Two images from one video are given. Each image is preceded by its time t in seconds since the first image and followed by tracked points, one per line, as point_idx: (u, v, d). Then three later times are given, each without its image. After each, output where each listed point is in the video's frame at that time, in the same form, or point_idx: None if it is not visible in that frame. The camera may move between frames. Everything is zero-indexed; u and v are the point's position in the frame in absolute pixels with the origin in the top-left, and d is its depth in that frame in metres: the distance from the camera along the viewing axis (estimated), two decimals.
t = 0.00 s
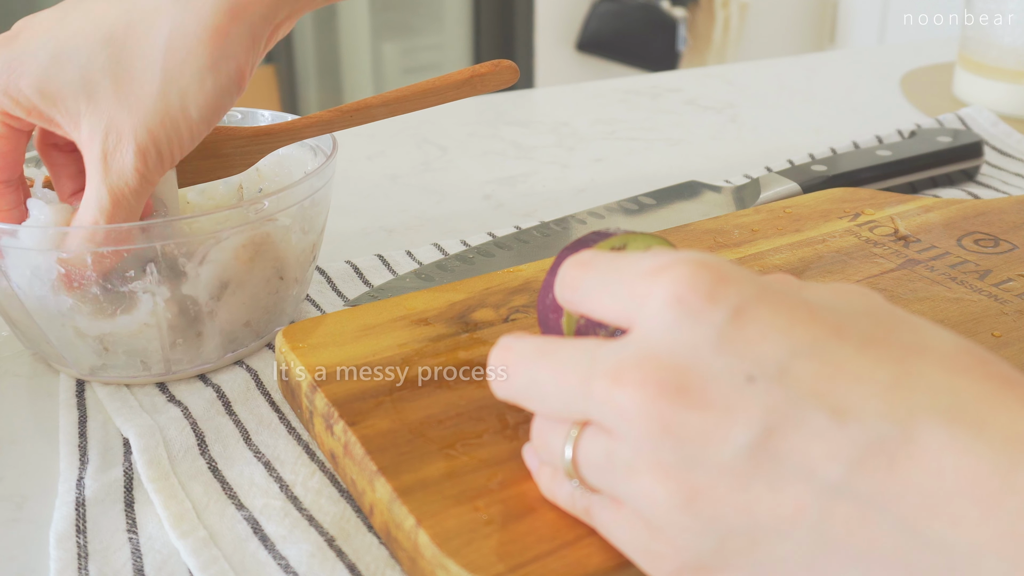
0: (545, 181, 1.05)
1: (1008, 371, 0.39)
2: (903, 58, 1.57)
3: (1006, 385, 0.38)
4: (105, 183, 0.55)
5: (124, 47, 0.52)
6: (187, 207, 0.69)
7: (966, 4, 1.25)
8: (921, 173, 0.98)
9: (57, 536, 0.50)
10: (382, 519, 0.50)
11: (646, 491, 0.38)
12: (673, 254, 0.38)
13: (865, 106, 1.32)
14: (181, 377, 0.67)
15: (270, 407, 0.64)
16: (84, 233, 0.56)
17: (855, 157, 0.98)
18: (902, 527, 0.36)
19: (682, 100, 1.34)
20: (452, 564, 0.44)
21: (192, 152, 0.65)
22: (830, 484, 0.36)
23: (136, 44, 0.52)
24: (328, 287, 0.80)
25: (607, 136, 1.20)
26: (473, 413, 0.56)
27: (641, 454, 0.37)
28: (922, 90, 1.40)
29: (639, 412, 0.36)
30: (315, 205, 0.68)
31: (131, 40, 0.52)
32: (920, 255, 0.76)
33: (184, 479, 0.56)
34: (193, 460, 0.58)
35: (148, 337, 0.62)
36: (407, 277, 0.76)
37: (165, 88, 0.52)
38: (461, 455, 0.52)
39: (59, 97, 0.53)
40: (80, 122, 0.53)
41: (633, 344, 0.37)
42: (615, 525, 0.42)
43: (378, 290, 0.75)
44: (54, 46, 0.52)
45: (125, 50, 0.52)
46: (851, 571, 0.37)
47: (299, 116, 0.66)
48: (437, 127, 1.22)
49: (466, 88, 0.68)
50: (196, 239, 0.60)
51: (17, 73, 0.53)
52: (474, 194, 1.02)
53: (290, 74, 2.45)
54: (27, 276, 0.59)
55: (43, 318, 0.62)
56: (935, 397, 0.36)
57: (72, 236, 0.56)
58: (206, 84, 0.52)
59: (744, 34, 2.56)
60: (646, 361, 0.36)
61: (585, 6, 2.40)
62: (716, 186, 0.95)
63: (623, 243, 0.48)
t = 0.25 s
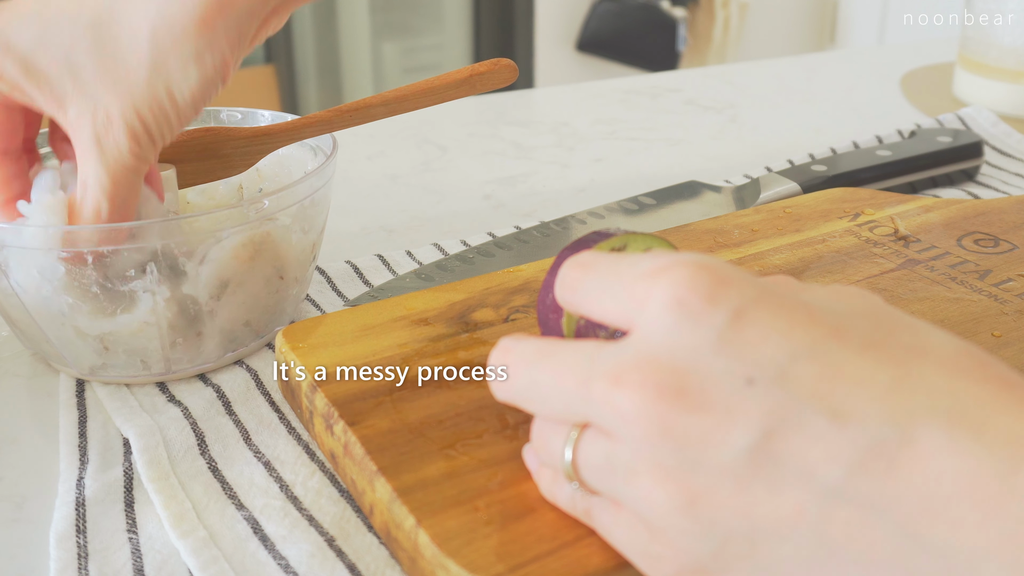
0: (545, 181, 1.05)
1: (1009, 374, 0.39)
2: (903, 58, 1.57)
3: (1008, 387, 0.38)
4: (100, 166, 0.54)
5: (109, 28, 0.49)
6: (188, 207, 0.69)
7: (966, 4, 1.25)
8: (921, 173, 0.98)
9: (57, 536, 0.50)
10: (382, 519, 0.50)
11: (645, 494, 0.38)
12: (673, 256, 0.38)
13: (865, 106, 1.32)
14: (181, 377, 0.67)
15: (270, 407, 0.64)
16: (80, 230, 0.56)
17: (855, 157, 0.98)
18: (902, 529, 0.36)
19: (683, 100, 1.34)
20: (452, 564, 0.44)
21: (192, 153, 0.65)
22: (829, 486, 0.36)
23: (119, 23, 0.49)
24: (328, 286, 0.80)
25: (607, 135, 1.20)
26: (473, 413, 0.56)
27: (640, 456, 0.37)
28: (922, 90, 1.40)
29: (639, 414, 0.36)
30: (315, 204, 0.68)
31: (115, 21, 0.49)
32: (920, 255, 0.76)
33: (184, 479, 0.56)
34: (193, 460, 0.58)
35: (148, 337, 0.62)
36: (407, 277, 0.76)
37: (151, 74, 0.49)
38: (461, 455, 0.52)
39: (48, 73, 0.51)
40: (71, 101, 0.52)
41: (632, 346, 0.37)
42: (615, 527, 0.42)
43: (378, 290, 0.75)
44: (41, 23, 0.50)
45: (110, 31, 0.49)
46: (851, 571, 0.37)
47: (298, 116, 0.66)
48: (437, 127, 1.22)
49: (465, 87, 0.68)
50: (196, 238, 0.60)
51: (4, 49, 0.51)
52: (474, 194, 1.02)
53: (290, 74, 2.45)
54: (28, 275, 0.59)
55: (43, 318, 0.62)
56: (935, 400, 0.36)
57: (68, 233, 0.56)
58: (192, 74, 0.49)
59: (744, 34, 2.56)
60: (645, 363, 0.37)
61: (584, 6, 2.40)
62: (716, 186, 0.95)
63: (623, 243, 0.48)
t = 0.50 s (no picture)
0: (545, 181, 1.05)
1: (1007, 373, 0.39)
2: (903, 58, 1.57)
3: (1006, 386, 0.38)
4: None
5: None
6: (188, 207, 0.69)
7: (966, 4, 1.25)
8: (921, 173, 0.98)
9: (57, 536, 0.50)
10: (382, 519, 0.50)
11: (643, 497, 0.38)
12: (667, 258, 0.39)
13: (865, 106, 1.32)
14: (181, 377, 0.67)
15: (270, 407, 0.64)
16: (85, 230, 0.57)
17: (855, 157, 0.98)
18: (900, 530, 0.36)
19: (683, 100, 1.34)
20: (452, 564, 0.44)
21: (193, 154, 0.65)
22: (826, 488, 0.36)
23: None
24: (328, 287, 0.80)
25: (607, 135, 1.20)
26: (473, 413, 0.56)
27: (637, 459, 0.37)
28: (922, 90, 1.40)
29: (635, 417, 0.36)
30: (315, 204, 0.68)
31: None
32: (920, 255, 0.76)
33: (184, 478, 0.56)
34: (193, 460, 0.58)
35: (148, 337, 0.62)
36: (407, 277, 0.76)
37: None
38: (461, 455, 0.52)
39: None
40: None
41: (628, 349, 0.38)
42: (614, 529, 0.42)
43: (378, 290, 0.75)
44: None
45: None
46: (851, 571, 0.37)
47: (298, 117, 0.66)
48: (437, 127, 1.22)
49: (464, 85, 0.68)
50: (196, 238, 0.60)
51: None
52: (474, 194, 1.02)
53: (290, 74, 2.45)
54: (28, 275, 0.60)
55: (43, 318, 0.62)
56: (931, 399, 0.36)
57: (74, 233, 0.57)
58: None
59: (744, 34, 2.56)
60: (641, 366, 0.37)
61: (584, 6, 2.40)
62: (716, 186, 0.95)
63: (617, 243, 0.48)
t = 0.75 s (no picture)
0: (545, 181, 1.05)
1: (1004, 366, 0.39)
2: (903, 58, 1.57)
3: (1001, 377, 0.38)
4: None
5: None
6: (189, 208, 0.69)
7: (966, 4, 1.25)
8: (921, 173, 0.98)
9: (57, 536, 0.50)
10: (382, 519, 0.50)
11: (641, 497, 0.38)
12: (661, 257, 0.38)
13: (865, 106, 1.32)
14: (181, 377, 0.67)
15: (270, 407, 0.64)
16: (85, 230, 0.57)
17: (855, 157, 0.98)
18: (895, 526, 0.36)
19: (683, 100, 1.34)
20: (452, 564, 0.44)
21: (193, 154, 0.65)
22: (823, 486, 0.36)
23: None
24: (328, 287, 0.80)
25: (607, 135, 1.20)
26: (473, 413, 0.56)
27: (633, 460, 0.37)
28: (922, 90, 1.40)
29: (630, 419, 0.36)
30: (315, 204, 0.68)
31: None
32: (920, 255, 0.76)
33: (184, 478, 0.56)
34: (193, 460, 0.58)
35: (148, 337, 0.62)
36: (407, 277, 0.76)
37: None
38: (461, 455, 0.52)
39: None
40: None
41: (623, 350, 0.38)
42: (614, 529, 0.42)
43: (378, 290, 0.75)
44: None
45: None
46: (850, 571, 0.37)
47: (299, 116, 0.66)
48: (437, 127, 1.22)
49: (464, 85, 0.68)
50: (195, 238, 0.60)
51: None
52: (474, 195, 1.02)
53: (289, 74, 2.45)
54: (28, 274, 0.60)
55: (43, 317, 0.62)
56: (926, 394, 0.36)
57: (74, 233, 0.57)
58: None
59: (744, 34, 2.56)
60: (635, 367, 0.37)
61: (584, 6, 2.40)
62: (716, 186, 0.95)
63: (611, 242, 0.48)
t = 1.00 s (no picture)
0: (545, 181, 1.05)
1: (988, 348, 0.39)
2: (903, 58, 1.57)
3: (984, 362, 0.38)
4: None
5: None
6: (189, 207, 0.69)
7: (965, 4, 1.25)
8: (921, 173, 0.99)
9: (57, 536, 0.50)
10: (382, 519, 0.50)
11: (628, 504, 0.38)
12: (636, 265, 0.39)
13: (865, 106, 1.32)
14: (181, 377, 0.67)
15: (270, 407, 0.64)
16: (84, 230, 0.57)
17: (855, 157, 0.98)
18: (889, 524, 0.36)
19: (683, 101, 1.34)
20: (452, 564, 0.44)
21: (193, 154, 0.65)
22: (810, 488, 0.36)
23: None
24: (328, 287, 0.80)
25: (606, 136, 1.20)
26: (473, 413, 0.56)
27: (618, 469, 0.37)
28: (922, 90, 1.40)
29: (613, 428, 0.37)
30: (315, 204, 0.68)
31: None
32: (920, 255, 0.76)
33: (183, 478, 0.56)
34: (193, 460, 0.58)
35: (148, 337, 0.62)
36: (407, 277, 0.77)
37: None
38: (461, 455, 0.52)
39: None
40: None
41: (603, 360, 0.38)
42: (596, 543, 0.42)
43: (378, 290, 0.75)
44: None
45: None
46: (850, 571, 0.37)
47: (298, 117, 0.66)
48: (437, 127, 1.22)
49: (463, 86, 0.68)
50: (196, 238, 0.61)
51: None
52: (474, 195, 1.02)
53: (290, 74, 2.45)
54: (27, 275, 0.60)
55: (43, 317, 0.62)
56: (907, 387, 0.36)
57: (73, 233, 0.57)
58: None
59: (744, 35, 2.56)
60: (615, 376, 0.37)
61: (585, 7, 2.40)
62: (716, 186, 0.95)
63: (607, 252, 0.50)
